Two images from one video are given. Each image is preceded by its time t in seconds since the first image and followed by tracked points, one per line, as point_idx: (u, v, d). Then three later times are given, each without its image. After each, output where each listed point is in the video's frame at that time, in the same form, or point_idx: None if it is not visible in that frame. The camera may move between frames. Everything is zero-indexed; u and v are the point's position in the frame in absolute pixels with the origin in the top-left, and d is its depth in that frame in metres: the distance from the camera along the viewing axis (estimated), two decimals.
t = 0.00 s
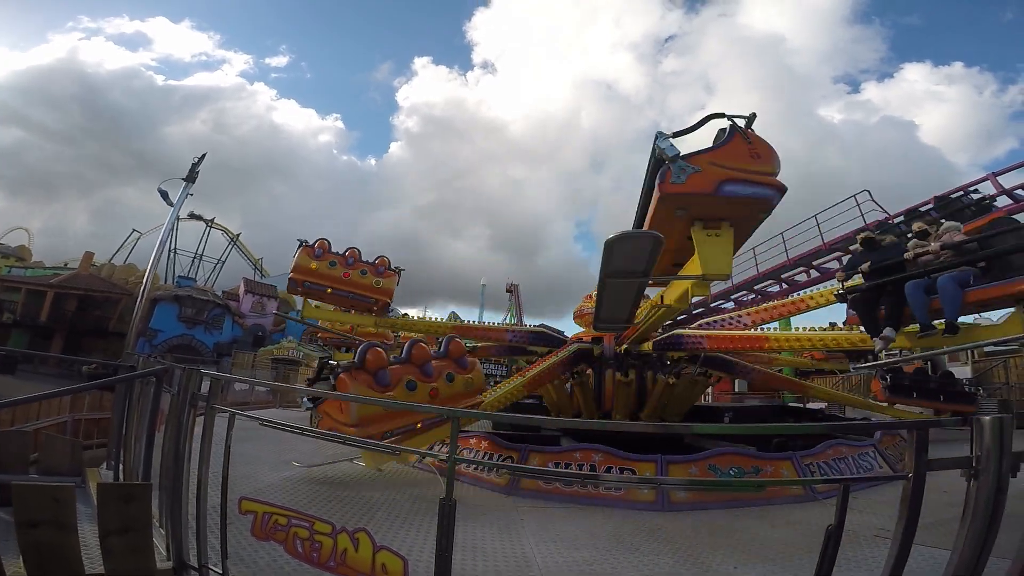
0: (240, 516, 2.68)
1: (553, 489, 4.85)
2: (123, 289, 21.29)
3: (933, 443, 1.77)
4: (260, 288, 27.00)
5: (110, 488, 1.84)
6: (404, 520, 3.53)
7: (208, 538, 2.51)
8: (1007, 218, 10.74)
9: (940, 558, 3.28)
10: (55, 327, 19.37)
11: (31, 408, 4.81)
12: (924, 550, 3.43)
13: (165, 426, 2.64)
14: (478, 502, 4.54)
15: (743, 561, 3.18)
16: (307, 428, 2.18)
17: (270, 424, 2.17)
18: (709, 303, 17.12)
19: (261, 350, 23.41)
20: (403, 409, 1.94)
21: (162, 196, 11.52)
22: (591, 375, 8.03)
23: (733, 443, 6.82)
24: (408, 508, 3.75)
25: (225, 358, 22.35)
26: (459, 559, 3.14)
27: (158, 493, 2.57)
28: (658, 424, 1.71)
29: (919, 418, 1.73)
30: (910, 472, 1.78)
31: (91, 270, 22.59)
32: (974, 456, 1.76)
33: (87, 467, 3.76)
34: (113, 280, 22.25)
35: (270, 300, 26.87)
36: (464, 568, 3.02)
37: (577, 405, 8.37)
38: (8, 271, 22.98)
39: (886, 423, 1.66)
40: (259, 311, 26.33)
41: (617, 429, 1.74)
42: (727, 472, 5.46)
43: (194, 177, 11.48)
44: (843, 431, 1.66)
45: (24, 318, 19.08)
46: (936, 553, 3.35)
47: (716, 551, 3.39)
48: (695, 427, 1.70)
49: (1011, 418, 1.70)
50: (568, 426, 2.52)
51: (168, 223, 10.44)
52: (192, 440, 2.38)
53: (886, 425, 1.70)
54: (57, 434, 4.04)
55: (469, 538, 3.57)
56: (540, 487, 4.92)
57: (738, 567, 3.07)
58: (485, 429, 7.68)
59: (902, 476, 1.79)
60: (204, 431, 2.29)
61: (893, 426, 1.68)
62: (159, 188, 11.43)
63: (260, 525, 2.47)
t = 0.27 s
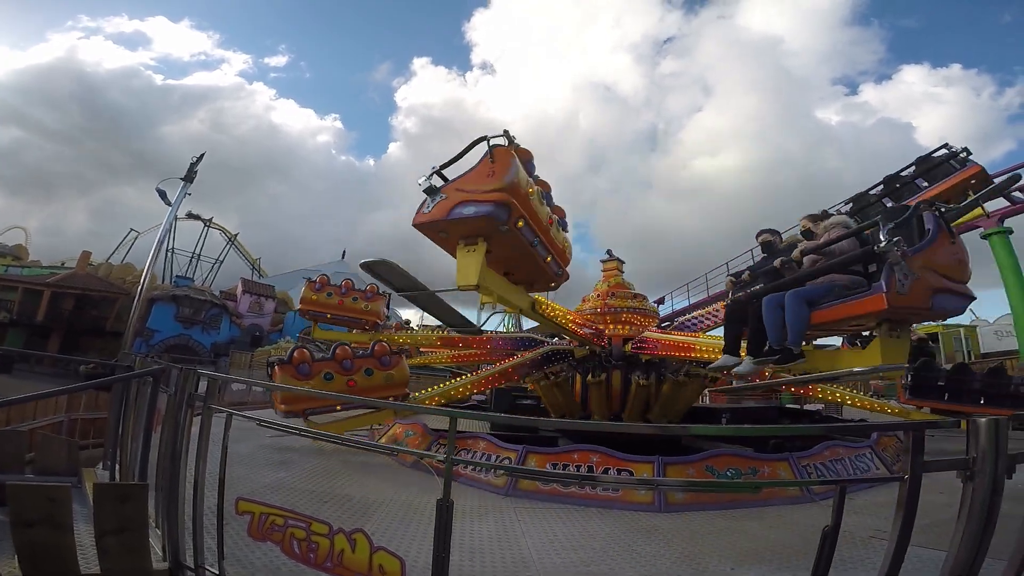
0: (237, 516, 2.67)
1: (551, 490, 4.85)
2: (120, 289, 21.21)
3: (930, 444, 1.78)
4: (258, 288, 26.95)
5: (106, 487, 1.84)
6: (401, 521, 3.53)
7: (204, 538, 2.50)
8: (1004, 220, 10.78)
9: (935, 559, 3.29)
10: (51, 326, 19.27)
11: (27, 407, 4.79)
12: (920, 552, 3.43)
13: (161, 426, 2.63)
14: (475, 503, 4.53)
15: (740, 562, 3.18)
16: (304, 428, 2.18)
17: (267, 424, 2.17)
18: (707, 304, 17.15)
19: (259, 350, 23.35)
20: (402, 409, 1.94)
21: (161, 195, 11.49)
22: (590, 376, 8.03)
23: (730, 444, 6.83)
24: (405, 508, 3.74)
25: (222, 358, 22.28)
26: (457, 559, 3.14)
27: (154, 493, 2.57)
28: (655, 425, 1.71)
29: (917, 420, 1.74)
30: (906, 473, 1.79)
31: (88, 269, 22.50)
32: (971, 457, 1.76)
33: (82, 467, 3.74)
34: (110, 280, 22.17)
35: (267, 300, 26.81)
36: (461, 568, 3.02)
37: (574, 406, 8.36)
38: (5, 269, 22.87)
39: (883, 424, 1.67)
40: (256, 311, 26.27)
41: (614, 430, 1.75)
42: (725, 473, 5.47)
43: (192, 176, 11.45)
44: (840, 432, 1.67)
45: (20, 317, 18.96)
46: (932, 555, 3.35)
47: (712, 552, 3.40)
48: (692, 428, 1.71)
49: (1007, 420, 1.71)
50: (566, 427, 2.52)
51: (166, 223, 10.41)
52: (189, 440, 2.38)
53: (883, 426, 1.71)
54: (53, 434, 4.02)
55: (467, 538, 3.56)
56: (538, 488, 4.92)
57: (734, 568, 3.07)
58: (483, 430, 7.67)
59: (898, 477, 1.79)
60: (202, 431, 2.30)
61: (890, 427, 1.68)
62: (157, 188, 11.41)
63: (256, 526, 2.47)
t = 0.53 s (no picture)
0: (235, 519, 2.65)
1: (550, 492, 4.84)
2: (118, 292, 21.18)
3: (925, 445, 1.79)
4: (256, 291, 26.90)
5: (105, 490, 1.84)
6: (400, 523, 3.53)
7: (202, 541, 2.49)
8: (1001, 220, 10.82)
9: (932, 559, 3.29)
10: (49, 329, 19.20)
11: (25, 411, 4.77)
12: (918, 551, 3.44)
13: (160, 429, 2.62)
14: (474, 505, 4.54)
15: (738, 563, 3.19)
16: (302, 431, 2.18)
17: (265, 428, 2.18)
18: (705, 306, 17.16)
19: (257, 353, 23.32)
20: (399, 413, 1.93)
21: (159, 199, 11.48)
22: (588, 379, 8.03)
23: (729, 445, 6.84)
24: (404, 512, 3.73)
25: (221, 361, 22.24)
26: (456, 561, 3.14)
27: (153, 496, 2.56)
28: (654, 426, 1.72)
29: (912, 420, 1.75)
30: (902, 473, 1.80)
31: (85, 272, 22.43)
32: (967, 457, 1.78)
33: (81, 471, 3.73)
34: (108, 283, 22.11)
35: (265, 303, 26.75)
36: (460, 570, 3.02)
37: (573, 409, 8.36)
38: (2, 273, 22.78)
39: (879, 425, 1.68)
40: (254, 314, 26.24)
41: (613, 432, 1.75)
42: (723, 474, 5.47)
43: (190, 180, 11.44)
44: (837, 432, 1.68)
45: (17, 320, 18.86)
46: (930, 554, 3.37)
47: (711, 553, 3.40)
48: (689, 429, 1.72)
49: (1002, 419, 1.72)
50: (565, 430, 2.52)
51: (164, 226, 10.39)
52: (187, 443, 2.38)
53: (880, 427, 1.71)
54: (51, 438, 4.01)
55: (466, 540, 3.56)
56: (537, 489, 4.92)
57: (731, 569, 3.08)
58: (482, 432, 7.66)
59: (895, 477, 1.80)
60: (201, 434, 2.30)
61: (887, 427, 1.69)
62: (155, 191, 11.40)
63: (255, 529, 2.46)
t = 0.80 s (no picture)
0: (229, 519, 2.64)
1: (546, 493, 4.83)
2: (112, 289, 21.05)
3: (919, 448, 1.80)
4: (251, 289, 26.80)
5: (97, 488, 1.82)
6: (395, 523, 3.52)
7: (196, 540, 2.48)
8: (995, 226, 10.89)
9: (925, 561, 3.31)
10: (43, 326, 19.07)
11: (17, 408, 4.73)
12: (912, 554, 3.46)
13: (154, 427, 2.61)
14: (470, 505, 4.53)
15: (733, 564, 3.20)
16: (296, 431, 2.17)
17: (259, 427, 2.17)
18: (702, 308, 17.18)
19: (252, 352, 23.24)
20: (395, 413, 1.92)
21: (155, 196, 11.42)
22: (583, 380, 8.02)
23: (724, 447, 6.86)
24: (399, 512, 3.72)
25: (216, 360, 22.16)
26: (451, 561, 3.14)
27: (146, 495, 2.54)
28: (650, 428, 1.72)
29: (907, 424, 1.76)
30: (897, 477, 1.81)
31: (80, 269, 22.29)
32: (961, 462, 1.78)
33: (73, 469, 3.70)
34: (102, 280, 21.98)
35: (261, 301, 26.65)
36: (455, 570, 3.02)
37: (569, 411, 8.36)
38: None
39: (875, 429, 1.68)
40: (250, 312, 26.15)
41: (608, 434, 1.75)
42: (719, 476, 5.48)
43: (187, 177, 11.38)
44: (833, 436, 1.68)
45: (10, 317, 18.71)
46: (924, 557, 3.39)
47: (706, 555, 3.40)
48: (686, 431, 1.71)
49: (996, 424, 1.73)
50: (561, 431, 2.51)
51: (160, 223, 10.34)
52: (181, 442, 2.37)
53: (875, 431, 1.72)
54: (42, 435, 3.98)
55: (461, 541, 3.56)
56: (533, 490, 4.91)
57: (726, 570, 3.09)
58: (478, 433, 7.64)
59: (889, 481, 1.81)
60: (195, 433, 2.29)
61: (882, 431, 1.70)
62: (151, 188, 11.34)
63: (249, 529, 2.45)
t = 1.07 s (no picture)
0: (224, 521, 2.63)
1: (543, 494, 4.83)
2: (107, 291, 20.93)
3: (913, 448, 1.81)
4: (247, 291, 26.68)
5: (90, 490, 1.81)
6: (392, 525, 3.52)
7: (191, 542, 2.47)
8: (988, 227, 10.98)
9: (920, 561, 3.33)
10: (36, 328, 18.92)
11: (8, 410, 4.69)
12: (907, 554, 3.48)
13: (147, 429, 2.59)
14: (466, 507, 4.53)
15: (729, 564, 3.21)
16: (291, 432, 2.17)
17: (254, 428, 2.16)
18: (698, 309, 17.23)
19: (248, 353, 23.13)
20: (390, 414, 1.92)
21: (150, 197, 11.36)
22: (580, 381, 8.03)
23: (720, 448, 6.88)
24: (395, 514, 3.71)
25: (211, 362, 22.05)
26: (448, 563, 3.13)
27: (140, 497, 2.53)
28: (644, 429, 1.72)
29: (901, 424, 1.77)
30: (890, 476, 1.82)
31: (74, 271, 22.15)
32: (954, 461, 1.80)
33: (66, 472, 3.67)
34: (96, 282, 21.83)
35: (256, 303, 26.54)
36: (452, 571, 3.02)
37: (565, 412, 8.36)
38: None
39: (869, 429, 1.70)
40: (246, 314, 26.03)
41: (603, 435, 1.75)
42: (714, 477, 5.50)
43: (182, 178, 11.34)
44: (828, 435, 1.69)
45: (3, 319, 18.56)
46: (919, 556, 3.41)
47: (704, 555, 3.41)
48: (681, 432, 1.71)
49: (988, 423, 1.74)
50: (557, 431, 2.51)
51: (155, 223, 10.29)
52: (175, 444, 2.36)
53: (869, 430, 1.73)
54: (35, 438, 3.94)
55: (458, 542, 3.55)
56: (530, 492, 4.91)
57: (722, 570, 3.10)
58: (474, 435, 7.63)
59: (883, 480, 1.82)
60: (189, 435, 2.28)
61: (876, 431, 1.71)
62: (145, 189, 11.28)
63: (243, 530, 2.44)
